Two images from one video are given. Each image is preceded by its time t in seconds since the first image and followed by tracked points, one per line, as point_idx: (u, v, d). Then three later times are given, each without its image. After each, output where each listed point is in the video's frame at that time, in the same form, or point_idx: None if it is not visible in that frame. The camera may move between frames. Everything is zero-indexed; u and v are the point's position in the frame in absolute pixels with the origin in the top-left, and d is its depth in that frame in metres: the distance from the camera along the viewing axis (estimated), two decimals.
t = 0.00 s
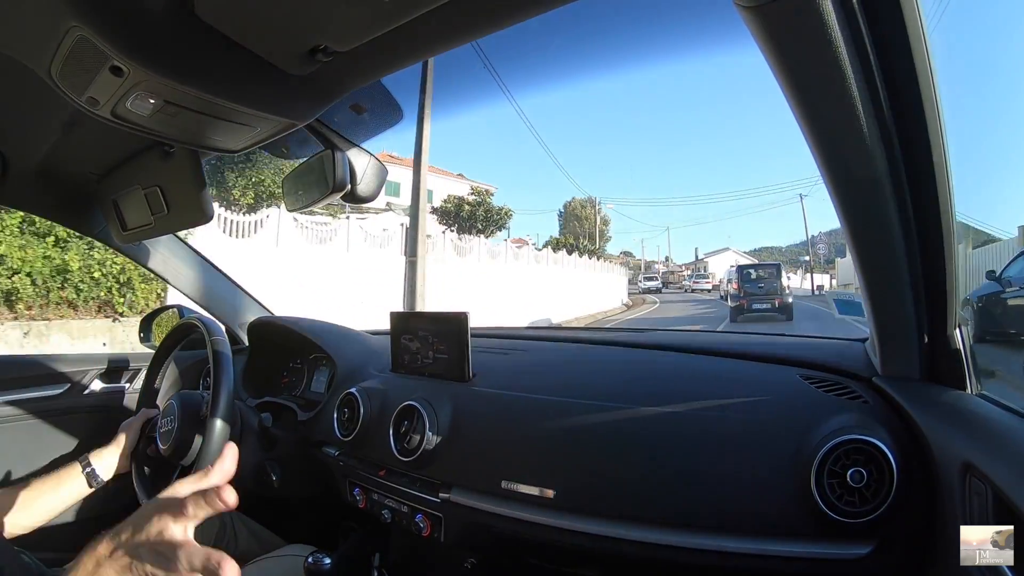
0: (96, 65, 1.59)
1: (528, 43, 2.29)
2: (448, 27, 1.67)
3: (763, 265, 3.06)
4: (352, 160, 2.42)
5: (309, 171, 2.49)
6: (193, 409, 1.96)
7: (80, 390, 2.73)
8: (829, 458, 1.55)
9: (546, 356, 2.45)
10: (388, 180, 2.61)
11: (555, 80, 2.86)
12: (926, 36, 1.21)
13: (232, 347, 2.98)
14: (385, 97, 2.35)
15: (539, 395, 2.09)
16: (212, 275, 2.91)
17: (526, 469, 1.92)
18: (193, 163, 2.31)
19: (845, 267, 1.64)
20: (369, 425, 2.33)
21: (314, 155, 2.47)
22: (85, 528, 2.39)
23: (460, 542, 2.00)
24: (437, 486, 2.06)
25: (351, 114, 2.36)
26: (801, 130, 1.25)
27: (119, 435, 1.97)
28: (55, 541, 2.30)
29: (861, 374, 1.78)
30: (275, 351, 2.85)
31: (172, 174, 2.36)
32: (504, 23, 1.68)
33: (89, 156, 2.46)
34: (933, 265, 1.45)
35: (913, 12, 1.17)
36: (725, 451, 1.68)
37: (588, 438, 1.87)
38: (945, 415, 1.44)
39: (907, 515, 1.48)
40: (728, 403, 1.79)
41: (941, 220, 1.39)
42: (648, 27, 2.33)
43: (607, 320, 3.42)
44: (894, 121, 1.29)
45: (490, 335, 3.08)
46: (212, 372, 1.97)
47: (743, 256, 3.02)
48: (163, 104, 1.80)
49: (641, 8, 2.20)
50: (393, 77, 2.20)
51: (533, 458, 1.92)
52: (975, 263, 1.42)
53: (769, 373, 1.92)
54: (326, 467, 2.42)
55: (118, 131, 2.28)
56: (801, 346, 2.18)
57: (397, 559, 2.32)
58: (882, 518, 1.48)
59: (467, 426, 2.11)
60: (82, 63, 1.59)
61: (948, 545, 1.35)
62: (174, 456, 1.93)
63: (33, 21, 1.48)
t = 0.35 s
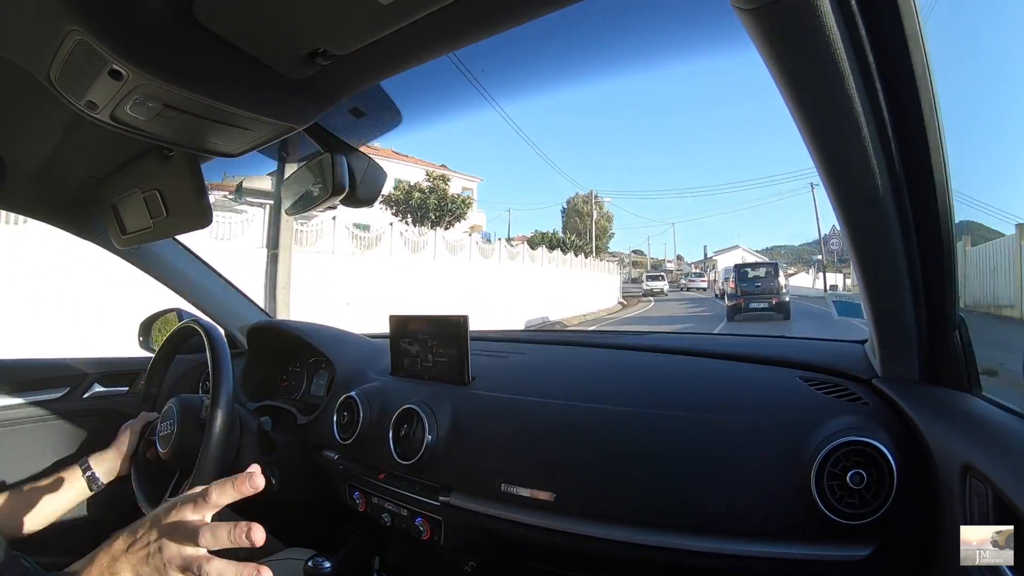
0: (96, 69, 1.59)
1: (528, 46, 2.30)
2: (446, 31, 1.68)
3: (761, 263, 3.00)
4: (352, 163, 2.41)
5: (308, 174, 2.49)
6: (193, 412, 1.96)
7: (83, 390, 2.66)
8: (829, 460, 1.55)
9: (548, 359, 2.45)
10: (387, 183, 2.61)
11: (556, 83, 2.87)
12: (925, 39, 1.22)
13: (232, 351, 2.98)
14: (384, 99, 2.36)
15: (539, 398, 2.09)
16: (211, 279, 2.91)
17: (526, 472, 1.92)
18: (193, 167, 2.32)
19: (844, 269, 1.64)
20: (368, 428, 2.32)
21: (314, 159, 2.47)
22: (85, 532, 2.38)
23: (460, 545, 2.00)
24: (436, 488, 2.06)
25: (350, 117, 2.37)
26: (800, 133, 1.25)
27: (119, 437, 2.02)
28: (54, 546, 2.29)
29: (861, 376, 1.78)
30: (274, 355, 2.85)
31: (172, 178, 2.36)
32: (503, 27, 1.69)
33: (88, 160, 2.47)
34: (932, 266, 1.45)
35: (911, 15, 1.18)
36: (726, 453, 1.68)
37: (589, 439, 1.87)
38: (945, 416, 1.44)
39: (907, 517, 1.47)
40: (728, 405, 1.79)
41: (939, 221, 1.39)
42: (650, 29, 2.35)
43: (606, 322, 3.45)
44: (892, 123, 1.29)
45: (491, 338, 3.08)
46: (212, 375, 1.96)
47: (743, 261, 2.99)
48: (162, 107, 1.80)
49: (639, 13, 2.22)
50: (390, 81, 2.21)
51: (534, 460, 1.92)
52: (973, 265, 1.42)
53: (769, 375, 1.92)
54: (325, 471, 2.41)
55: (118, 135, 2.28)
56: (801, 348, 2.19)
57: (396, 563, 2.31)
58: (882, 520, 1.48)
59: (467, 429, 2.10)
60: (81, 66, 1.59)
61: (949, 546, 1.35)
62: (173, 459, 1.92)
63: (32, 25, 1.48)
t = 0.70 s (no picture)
0: (96, 69, 1.59)
1: (527, 47, 2.31)
2: (445, 32, 1.68)
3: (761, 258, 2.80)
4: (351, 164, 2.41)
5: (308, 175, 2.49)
6: (193, 413, 1.96)
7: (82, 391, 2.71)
8: (829, 461, 1.54)
9: (547, 359, 2.46)
10: (387, 184, 2.61)
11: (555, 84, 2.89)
12: (924, 39, 1.22)
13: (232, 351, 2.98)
14: (383, 100, 2.36)
15: (538, 399, 2.09)
16: (211, 280, 2.91)
17: (525, 472, 1.92)
18: (193, 167, 2.32)
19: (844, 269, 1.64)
20: (368, 429, 2.32)
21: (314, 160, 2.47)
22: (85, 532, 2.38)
23: (460, 545, 2.00)
24: (436, 488, 2.06)
25: (350, 118, 2.37)
26: (800, 132, 1.25)
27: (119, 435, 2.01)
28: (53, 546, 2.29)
29: (861, 376, 1.78)
30: (274, 355, 2.84)
31: (171, 178, 2.36)
32: (502, 27, 1.69)
33: (88, 161, 2.47)
34: (931, 266, 1.45)
35: (912, 14, 1.17)
36: (726, 453, 1.68)
37: (588, 440, 1.87)
38: (944, 416, 1.44)
39: (907, 517, 1.47)
40: (728, 405, 1.79)
41: (939, 221, 1.39)
42: (648, 30, 2.35)
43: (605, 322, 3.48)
44: (892, 123, 1.29)
45: (491, 338, 3.09)
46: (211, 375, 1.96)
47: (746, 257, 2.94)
48: (162, 107, 1.79)
49: (639, 13, 2.22)
50: (389, 83, 2.22)
51: (533, 460, 1.92)
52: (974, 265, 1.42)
53: (769, 375, 1.92)
54: (325, 471, 2.41)
55: (117, 135, 2.28)
56: (800, 348, 2.19)
57: (396, 563, 2.31)
58: (882, 520, 1.48)
59: (467, 429, 2.10)
60: (81, 67, 1.59)
61: (949, 547, 1.34)
62: (174, 460, 1.92)
63: (32, 26, 1.48)
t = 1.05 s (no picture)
0: (95, 66, 1.58)
1: (525, 44, 2.29)
2: (444, 28, 1.67)
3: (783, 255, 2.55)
4: (352, 160, 2.42)
5: (309, 173, 2.50)
6: (193, 409, 1.96)
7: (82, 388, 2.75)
8: (829, 458, 1.55)
9: (547, 356, 2.46)
10: (387, 180, 2.60)
11: (554, 81, 2.88)
12: (924, 36, 1.21)
13: (232, 348, 2.98)
14: (382, 96, 2.35)
15: (538, 396, 2.09)
16: (211, 275, 2.91)
17: (525, 469, 1.92)
18: (193, 164, 2.31)
19: (845, 266, 1.64)
20: (368, 425, 2.32)
21: (314, 156, 2.47)
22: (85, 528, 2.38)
23: (459, 543, 2.00)
24: (435, 485, 2.06)
25: (350, 114, 2.36)
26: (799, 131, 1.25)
27: (119, 433, 1.99)
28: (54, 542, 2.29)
29: (862, 374, 1.78)
30: (274, 352, 2.84)
31: (171, 175, 2.35)
32: (501, 24, 1.68)
33: (87, 157, 2.46)
34: (932, 263, 1.45)
35: (912, 11, 1.17)
36: (725, 451, 1.69)
37: (588, 437, 1.87)
38: (943, 413, 1.44)
39: (907, 514, 1.48)
40: (727, 403, 1.80)
41: (940, 218, 1.39)
42: (647, 26, 2.35)
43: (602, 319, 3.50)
44: (892, 120, 1.29)
45: (490, 335, 3.09)
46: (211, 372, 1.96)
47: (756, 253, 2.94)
48: (161, 104, 1.79)
49: (639, 10, 2.22)
50: (389, 79, 2.21)
51: (533, 457, 1.92)
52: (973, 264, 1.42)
53: (769, 373, 1.92)
54: (326, 468, 2.41)
55: (116, 132, 2.28)
56: (800, 345, 2.19)
57: (396, 560, 2.31)
58: (882, 517, 1.48)
59: (467, 427, 2.10)
60: (80, 64, 1.58)
61: (948, 546, 1.34)
62: (174, 456, 1.92)
63: (31, 22, 1.48)
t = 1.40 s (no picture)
0: (94, 60, 1.58)
1: (526, 40, 2.29)
2: (443, 23, 1.66)
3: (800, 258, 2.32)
4: (352, 155, 2.39)
5: (309, 168, 2.48)
6: (193, 405, 1.96)
7: (81, 382, 2.74)
8: (828, 456, 1.55)
9: (545, 352, 2.47)
10: (387, 176, 2.60)
11: (555, 77, 2.88)
12: (925, 34, 1.21)
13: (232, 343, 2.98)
14: (382, 91, 2.35)
15: (537, 392, 2.09)
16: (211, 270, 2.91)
17: (524, 466, 1.92)
18: (192, 159, 2.30)
19: (845, 264, 1.64)
20: (368, 421, 2.33)
21: (314, 151, 2.45)
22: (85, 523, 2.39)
23: (459, 539, 2.00)
24: (434, 480, 2.06)
25: (350, 109, 2.36)
26: (800, 129, 1.25)
27: (120, 428, 2.02)
28: (55, 537, 2.30)
29: (861, 372, 1.79)
30: (274, 347, 2.84)
31: (171, 169, 2.35)
32: (502, 19, 1.68)
33: (87, 151, 2.45)
34: (931, 262, 1.45)
35: (914, 9, 1.17)
36: (724, 448, 1.69)
37: (587, 434, 1.87)
38: (942, 411, 1.44)
39: (905, 512, 1.48)
40: (726, 400, 1.80)
41: (941, 217, 1.39)
42: (647, 21, 2.34)
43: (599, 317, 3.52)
44: (893, 117, 1.29)
45: (490, 331, 3.10)
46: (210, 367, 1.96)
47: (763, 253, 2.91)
48: (161, 99, 1.78)
49: (640, 5, 2.21)
50: (389, 74, 2.21)
51: (532, 454, 1.92)
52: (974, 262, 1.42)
53: (768, 371, 1.93)
54: (326, 463, 2.42)
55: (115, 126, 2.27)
56: (799, 343, 2.19)
57: (395, 555, 2.32)
58: (881, 515, 1.49)
59: (466, 423, 2.11)
60: (79, 58, 1.58)
61: (947, 544, 1.34)
62: (174, 451, 1.93)
63: (29, 15, 1.47)
